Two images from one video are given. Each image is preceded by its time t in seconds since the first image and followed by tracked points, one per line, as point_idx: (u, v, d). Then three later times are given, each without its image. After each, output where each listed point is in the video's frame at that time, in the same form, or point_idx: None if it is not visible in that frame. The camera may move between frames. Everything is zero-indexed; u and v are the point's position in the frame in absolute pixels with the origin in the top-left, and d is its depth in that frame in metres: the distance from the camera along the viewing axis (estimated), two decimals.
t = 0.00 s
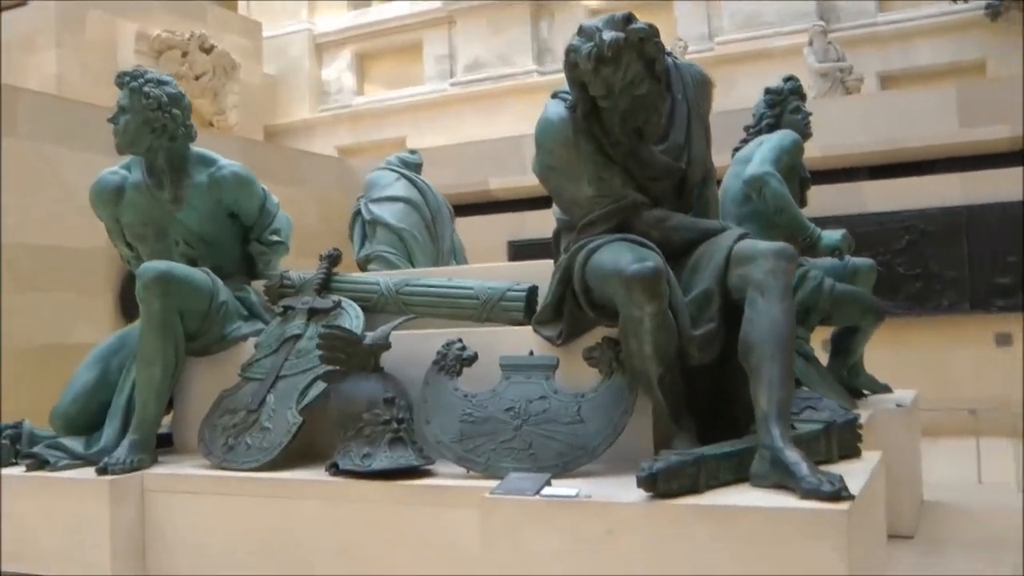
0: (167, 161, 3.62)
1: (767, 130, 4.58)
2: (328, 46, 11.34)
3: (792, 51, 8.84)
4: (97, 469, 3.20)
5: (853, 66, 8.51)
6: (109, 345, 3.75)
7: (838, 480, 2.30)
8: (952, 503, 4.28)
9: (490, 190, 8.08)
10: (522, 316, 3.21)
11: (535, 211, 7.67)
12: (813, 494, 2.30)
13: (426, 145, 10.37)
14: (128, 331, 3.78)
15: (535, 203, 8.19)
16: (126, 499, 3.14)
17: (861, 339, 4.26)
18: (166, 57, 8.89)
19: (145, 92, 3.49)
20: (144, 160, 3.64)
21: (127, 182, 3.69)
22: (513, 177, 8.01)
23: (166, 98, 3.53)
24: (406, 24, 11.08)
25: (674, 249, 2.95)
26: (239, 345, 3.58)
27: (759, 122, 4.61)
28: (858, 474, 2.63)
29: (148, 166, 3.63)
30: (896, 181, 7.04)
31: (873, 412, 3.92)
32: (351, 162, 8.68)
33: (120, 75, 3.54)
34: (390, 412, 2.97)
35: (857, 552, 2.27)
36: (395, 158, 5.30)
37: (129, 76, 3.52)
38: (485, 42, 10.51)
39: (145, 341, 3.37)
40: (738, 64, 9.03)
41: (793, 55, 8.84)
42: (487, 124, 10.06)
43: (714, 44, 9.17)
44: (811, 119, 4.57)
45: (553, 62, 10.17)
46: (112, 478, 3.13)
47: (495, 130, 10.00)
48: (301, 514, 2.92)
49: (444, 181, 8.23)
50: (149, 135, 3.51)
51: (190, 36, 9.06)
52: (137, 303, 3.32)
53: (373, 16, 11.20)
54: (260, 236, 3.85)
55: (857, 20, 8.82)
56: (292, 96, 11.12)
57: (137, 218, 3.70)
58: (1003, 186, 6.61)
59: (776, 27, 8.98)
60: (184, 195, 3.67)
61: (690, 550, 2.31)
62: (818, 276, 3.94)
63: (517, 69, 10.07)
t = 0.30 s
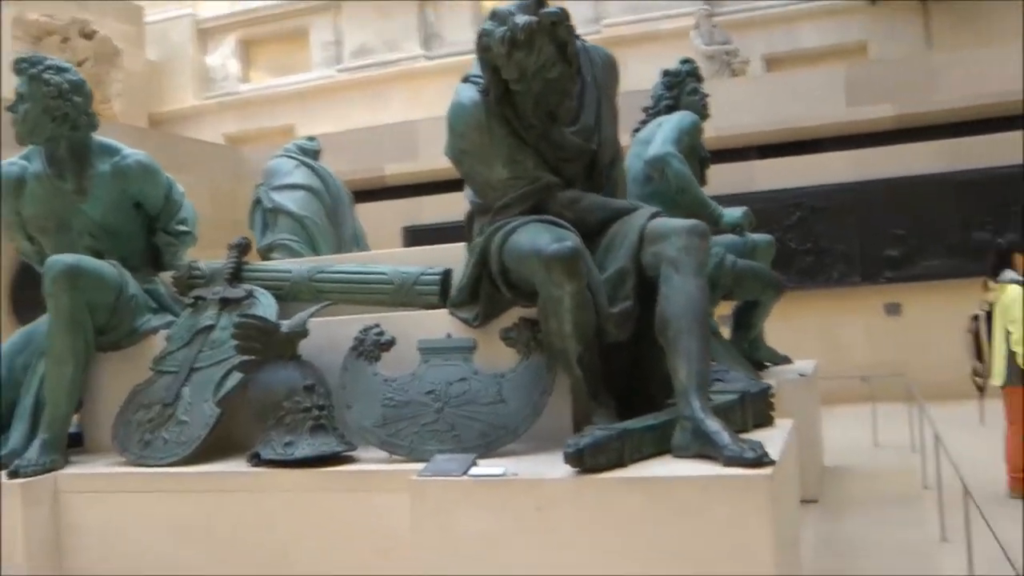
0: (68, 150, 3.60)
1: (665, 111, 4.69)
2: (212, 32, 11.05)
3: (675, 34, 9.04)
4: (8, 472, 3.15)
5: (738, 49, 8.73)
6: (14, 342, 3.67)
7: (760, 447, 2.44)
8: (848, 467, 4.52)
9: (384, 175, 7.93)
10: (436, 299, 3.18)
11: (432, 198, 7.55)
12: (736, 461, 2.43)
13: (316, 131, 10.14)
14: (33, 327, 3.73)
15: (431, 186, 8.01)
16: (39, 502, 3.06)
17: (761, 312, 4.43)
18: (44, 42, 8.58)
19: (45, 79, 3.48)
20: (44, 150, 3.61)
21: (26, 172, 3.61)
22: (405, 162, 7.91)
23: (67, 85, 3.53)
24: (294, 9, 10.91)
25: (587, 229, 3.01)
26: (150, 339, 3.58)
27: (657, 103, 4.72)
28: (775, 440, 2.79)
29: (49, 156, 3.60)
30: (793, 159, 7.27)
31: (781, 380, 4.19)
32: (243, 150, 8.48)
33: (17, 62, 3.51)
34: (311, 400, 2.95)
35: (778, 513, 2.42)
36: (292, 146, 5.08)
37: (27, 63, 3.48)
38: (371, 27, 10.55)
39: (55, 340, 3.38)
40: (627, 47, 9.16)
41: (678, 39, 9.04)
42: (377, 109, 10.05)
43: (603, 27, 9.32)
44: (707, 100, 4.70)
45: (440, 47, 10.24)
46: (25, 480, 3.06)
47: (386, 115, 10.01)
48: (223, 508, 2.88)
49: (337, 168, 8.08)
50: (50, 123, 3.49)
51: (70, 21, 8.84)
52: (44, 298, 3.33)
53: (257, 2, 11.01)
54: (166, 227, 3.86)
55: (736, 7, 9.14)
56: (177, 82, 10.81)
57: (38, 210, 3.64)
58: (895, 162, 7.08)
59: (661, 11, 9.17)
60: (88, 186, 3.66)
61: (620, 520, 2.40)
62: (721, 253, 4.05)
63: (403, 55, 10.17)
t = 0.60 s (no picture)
0: (51, 142, 3.61)
1: (638, 96, 4.61)
2: (170, 22, 10.85)
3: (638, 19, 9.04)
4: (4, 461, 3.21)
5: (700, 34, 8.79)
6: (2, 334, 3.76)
7: (754, 426, 2.53)
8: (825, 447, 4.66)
9: (348, 163, 7.89)
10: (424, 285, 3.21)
11: (400, 187, 7.48)
12: (730, 439, 2.52)
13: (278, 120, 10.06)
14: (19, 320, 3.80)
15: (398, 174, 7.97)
16: (35, 490, 3.13)
17: (739, 293, 4.49)
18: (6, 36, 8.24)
19: (27, 72, 3.42)
20: (26, 142, 3.62)
21: (10, 165, 3.64)
22: (371, 149, 7.82)
23: (49, 78, 3.48)
24: None
25: (574, 213, 3.07)
26: (139, 328, 3.63)
27: (630, 88, 4.64)
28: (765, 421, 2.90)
29: (32, 148, 3.62)
30: (756, 143, 7.39)
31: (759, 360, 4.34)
32: (208, 140, 8.38)
33: None
34: (305, 385, 3.00)
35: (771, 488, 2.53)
36: (265, 135, 5.06)
37: (7, 54, 3.40)
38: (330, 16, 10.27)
39: (46, 330, 3.43)
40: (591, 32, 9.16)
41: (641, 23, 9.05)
42: (339, 99, 9.91)
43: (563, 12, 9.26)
44: (679, 85, 4.64)
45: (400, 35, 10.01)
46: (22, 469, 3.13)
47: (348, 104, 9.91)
48: (222, 495, 2.93)
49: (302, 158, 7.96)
50: (33, 116, 3.49)
51: (31, 14, 8.53)
52: (35, 289, 3.37)
53: None
54: (150, 217, 3.91)
55: None
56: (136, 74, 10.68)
57: (23, 203, 3.69)
58: (863, 141, 7.19)
59: None
60: (71, 177, 3.68)
61: (619, 498, 2.47)
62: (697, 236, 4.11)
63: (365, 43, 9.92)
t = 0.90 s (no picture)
0: (153, 124, 3.65)
1: (729, 106, 4.55)
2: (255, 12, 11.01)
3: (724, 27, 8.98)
4: (94, 429, 3.30)
5: (784, 44, 8.71)
6: (94, 306, 3.80)
7: (846, 442, 2.49)
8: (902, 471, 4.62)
9: (428, 159, 7.99)
10: (516, 282, 3.24)
11: (476, 185, 7.57)
12: (823, 455, 2.48)
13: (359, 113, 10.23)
14: (109, 293, 3.85)
15: (481, 173, 8.00)
16: (122, 460, 3.22)
17: (822, 309, 4.38)
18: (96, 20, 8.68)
19: (133, 56, 3.52)
20: (128, 122, 3.66)
21: (111, 144, 3.71)
22: (451, 146, 7.92)
23: (154, 62, 3.56)
24: None
25: (672, 219, 3.05)
26: (228, 309, 3.65)
27: (721, 97, 4.58)
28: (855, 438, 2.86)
29: (134, 128, 3.67)
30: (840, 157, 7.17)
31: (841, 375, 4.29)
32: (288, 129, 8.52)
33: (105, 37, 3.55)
34: (396, 374, 3.03)
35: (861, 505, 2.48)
36: (355, 126, 5.15)
37: (115, 39, 3.53)
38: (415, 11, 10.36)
39: (139, 304, 3.41)
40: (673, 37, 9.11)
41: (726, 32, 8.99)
42: (418, 95, 10.07)
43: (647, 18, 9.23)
44: (770, 96, 4.55)
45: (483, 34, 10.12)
46: (111, 438, 3.22)
47: (427, 101, 10.03)
48: (308, 477, 2.98)
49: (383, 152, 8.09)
50: (137, 99, 3.55)
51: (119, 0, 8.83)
52: (131, 266, 3.38)
53: None
54: (244, 202, 3.92)
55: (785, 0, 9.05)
56: (220, 62, 10.90)
57: (122, 180, 3.73)
58: (951, 160, 6.98)
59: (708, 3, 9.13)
60: (170, 159, 3.71)
61: (707, 508, 2.46)
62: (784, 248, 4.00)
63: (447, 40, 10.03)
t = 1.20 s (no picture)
0: (209, 122, 3.64)
1: (782, 100, 4.48)
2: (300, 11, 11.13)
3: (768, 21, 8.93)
4: (152, 427, 3.28)
5: (829, 37, 8.64)
6: (149, 303, 3.71)
7: (914, 435, 2.44)
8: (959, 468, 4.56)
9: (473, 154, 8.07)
10: (576, 278, 3.28)
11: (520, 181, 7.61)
12: (890, 448, 2.44)
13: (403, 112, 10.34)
14: (166, 290, 3.75)
15: (524, 168, 8.15)
16: (181, 456, 3.20)
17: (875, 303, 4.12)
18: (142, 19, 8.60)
19: (192, 53, 3.52)
20: (185, 120, 3.65)
21: (167, 143, 3.68)
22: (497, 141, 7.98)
23: (212, 59, 3.56)
24: None
25: (732, 213, 3.01)
26: (285, 306, 3.59)
27: (773, 92, 4.52)
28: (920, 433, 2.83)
29: (191, 126, 3.65)
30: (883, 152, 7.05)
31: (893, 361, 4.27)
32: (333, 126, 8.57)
33: (164, 36, 3.56)
34: (456, 371, 3.04)
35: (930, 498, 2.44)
36: (406, 123, 5.22)
37: (174, 37, 3.55)
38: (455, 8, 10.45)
39: (198, 300, 3.42)
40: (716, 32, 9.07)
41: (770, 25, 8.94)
42: (460, 93, 10.13)
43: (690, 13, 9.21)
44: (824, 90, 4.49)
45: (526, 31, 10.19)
46: (169, 436, 3.19)
47: (470, 98, 10.09)
48: (368, 473, 2.98)
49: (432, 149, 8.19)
50: (194, 96, 3.54)
51: None
52: (190, 262, 3.37)
53: None
54: (299, 199, 3.91)
55: None
56: (263, 61, 10.99)
57: (178, 177, 3.70)
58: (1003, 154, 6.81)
59: None
60: (227, 156, 3.70)
61: (774, 502, 2.44)
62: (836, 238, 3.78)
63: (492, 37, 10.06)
